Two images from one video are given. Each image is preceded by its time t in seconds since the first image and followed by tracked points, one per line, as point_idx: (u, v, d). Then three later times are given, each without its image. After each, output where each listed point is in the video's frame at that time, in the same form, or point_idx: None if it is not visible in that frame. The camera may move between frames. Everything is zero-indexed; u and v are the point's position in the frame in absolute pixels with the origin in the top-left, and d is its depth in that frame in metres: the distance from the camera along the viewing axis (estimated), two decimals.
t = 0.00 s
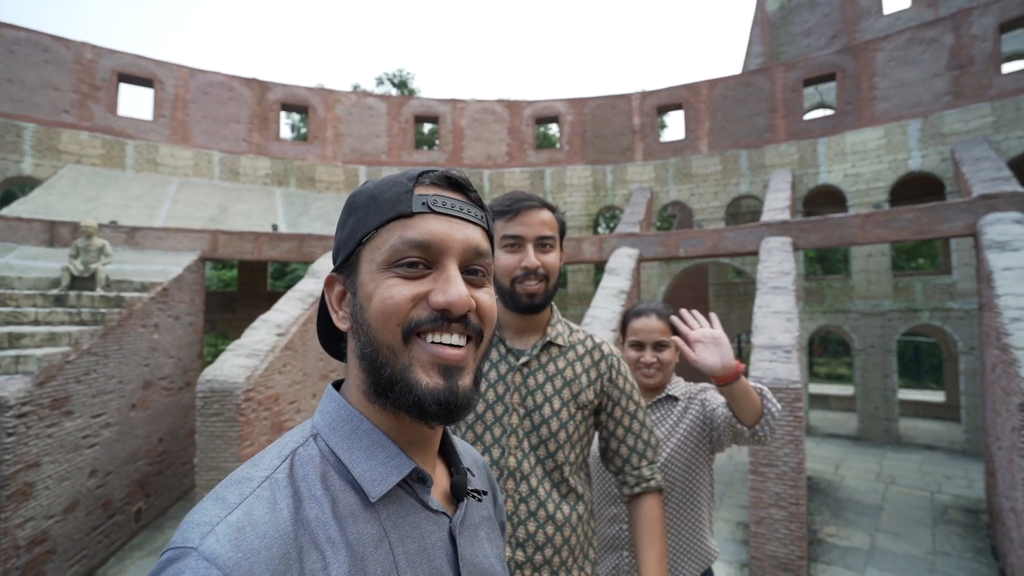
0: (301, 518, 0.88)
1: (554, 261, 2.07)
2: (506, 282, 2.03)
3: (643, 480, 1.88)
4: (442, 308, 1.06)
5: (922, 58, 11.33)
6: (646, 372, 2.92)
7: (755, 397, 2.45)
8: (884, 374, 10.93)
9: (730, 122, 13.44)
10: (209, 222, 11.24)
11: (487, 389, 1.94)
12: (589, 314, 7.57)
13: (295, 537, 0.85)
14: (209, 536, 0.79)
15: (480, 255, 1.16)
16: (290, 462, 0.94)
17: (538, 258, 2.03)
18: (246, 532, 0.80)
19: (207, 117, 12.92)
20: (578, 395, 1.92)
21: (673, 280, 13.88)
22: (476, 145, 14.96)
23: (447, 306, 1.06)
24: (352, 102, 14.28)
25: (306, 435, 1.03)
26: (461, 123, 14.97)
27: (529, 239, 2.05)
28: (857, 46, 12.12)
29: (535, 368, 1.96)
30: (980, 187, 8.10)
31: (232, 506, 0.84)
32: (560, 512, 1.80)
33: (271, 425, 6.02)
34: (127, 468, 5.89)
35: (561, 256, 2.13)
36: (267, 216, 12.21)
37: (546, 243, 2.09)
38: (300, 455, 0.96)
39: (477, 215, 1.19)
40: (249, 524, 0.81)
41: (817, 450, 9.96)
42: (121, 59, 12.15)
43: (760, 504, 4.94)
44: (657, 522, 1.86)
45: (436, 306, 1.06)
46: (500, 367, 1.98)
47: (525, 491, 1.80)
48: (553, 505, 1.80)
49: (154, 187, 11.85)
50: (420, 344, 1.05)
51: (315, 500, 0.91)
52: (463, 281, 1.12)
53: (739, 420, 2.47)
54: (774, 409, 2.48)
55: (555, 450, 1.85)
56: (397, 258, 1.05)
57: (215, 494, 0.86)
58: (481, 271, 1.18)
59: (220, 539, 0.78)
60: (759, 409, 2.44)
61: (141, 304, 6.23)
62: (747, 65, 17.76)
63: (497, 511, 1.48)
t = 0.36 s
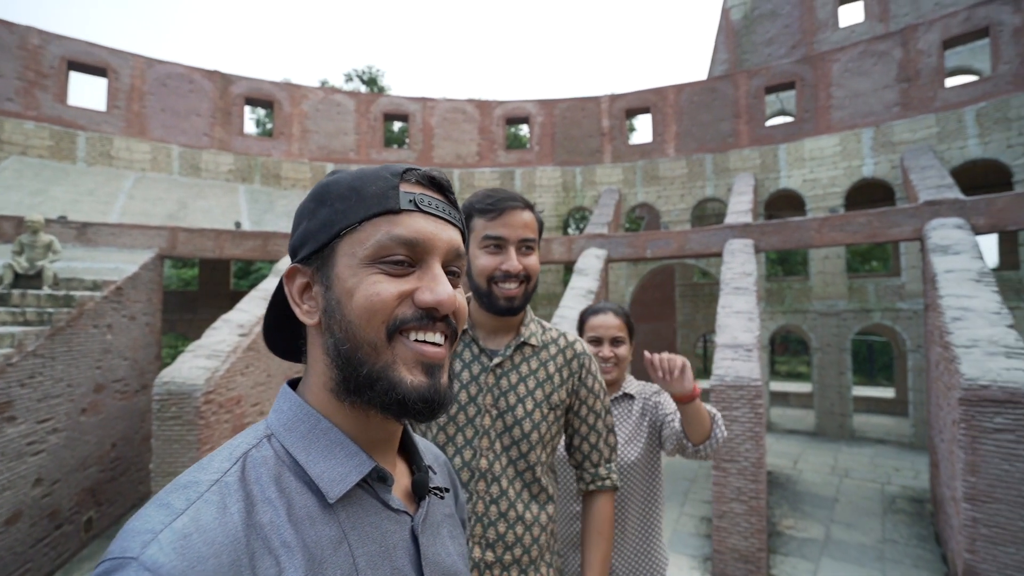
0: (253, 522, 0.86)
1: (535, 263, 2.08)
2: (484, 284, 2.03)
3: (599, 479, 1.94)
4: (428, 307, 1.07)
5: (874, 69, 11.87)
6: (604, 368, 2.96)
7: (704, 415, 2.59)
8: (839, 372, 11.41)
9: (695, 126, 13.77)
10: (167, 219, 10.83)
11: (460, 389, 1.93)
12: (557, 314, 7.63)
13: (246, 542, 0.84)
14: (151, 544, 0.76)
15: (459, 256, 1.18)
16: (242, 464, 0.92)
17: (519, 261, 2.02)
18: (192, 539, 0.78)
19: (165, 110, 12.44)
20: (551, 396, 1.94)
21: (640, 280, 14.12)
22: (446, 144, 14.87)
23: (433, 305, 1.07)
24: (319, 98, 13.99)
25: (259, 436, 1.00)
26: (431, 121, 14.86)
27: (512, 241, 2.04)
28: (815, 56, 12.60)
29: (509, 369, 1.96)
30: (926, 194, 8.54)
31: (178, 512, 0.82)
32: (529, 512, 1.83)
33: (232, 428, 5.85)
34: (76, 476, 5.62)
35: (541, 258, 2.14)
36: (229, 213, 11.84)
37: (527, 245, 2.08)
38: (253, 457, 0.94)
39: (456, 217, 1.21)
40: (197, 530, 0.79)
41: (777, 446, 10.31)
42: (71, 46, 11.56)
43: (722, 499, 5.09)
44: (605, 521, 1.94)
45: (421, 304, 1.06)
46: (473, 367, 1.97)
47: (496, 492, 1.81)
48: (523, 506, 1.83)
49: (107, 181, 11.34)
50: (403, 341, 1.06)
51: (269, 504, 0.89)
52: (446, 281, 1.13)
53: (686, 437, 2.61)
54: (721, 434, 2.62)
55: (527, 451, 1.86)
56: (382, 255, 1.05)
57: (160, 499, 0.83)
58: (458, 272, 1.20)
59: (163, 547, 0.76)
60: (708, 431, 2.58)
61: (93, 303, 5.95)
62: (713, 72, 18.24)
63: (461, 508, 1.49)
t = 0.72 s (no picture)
0: (213, 533, 0.82)
1: (513, 260, 2.10)
2: (463, 281, 2.03)
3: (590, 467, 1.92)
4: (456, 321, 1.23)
5: (841, 77, 12.26)
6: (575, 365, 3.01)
7: None
8: (808, 371, 11.77)
9: (670, 130, 14.00)
10: (134, 216, 10.51)
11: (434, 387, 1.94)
12: (534, 314, 7.68)
13: (208, 555, 0.80)
14: (100, 566, 0.71)
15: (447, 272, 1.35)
16: (199, 474, 0.87)
17: (499, 259, 2.04)
18: (148, 556, 0.74)
19: (133, 104, 12.07)
20: (526, 394, 1.96)
21: (616, 281, 14.29)
22: (424, 143, 14.79)
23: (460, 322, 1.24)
24: (295, 94, 13.77)
25: (217, 442, 0.95)
26: (409, 120, 14.76)
27: (492, 239, 2.04)
28: (785, 63, 12.93)
29: (483, 368, 1.97)
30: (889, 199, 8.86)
31: (130, 529, 0.77)
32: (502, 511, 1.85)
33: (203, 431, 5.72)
34: (37, 482, 5.41)
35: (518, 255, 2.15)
36: (201, 210, 11.56)
37: (506, 243, 2.09)
38: (211, 465, 0.89)
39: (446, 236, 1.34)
40: (153, 546, 0.75)
41: (749, 443, 10.56)
42: (32, 35, 11.11)
43: (695, 495, 5.19)
44: (591, 510, 1.90)
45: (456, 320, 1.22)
46: (447, 365, 1.98)
47: (471, 490, 1.83)
48: (496, 505, 1.85)
49: (71, 176, 10.94)
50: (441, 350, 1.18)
51: (231, 513, 0.85)
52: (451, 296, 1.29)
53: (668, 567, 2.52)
54: None
55: (503, 450, 1.89)
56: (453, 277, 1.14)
57: (109, 515, 0.78)
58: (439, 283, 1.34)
59: (113, 567, 0.71)
60: None
61: (55, 303, 5.75)
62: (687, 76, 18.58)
63: (428, 504, 1.50)
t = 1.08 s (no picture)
0: (183, 537, 0.83)
1: (507, 261, 2.11)
2: (456, 278, 2.05)
3: (547, 473, 1.97)
4: (437, 324, 1.10)
5: (828, 80, 12.42)
6: (570, 364, 3.02)
7: None
8: (796, 370, 11.91)
9: (660, 131, 14.09)
10: (121, 215, 10.38)
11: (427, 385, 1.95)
12: (525, 314, 7.70)
13: (177, 559, 0.81)
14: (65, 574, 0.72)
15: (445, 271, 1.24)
16: (171, 478, 0.88)
17: (493, 258, 2.06)
18: (113, 563, 0.75)
19: (119, 101, 11.92)
20: (515, 391, 1.97)
21: (607, 281, 14.36)
22: (414, 143, 14.75)
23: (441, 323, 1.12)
24: (284, 93, 13.68)
25: (192, 445, 0.97)
26: (399, 120, 14.72)
27: (487, 238, 2.06)
28: (773, 66, 13.08)
29: (475, 365, 1.99)
30: (875, 200, 8.99)
31: (96, 536, 0.78)
32: (490, 508, 1.87)
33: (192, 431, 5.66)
34: (21, 484, 5.34)
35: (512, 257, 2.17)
36: (188, 209, 11.45)
37: (501, 243, 2.11)
38: (184, 468, 0.91)
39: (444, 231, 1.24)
40: (117, 554, 0.76)
41: (738, 442, 10.66)
42: (15, 31, 10.92)
43: (685, 494, 5.24)
44: (539, 514, 1.93)
45: (433, 321, 1.09)
46: (440, 362, 2.00)
47: (460, 487, 1.84)
48: (484, 501, 1.86)
49: (55, 175, 10.78)
50: (412, 354, 1.06)
51: (202, 518, 0.86)
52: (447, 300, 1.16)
53: None
54: None
55: (492, 446, 1.90)
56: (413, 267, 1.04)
57: (76, 521, 0.79)
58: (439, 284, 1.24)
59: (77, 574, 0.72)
60: None
61: (40, 302, 5.67)
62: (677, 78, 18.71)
63: (415, 502, 1.51)
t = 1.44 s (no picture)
0: (133, 530, 0.83)
1: (485, 255, 2.11)
2: (435, 271, 2.02)
3: (532, 467, 1.94)
4: (319, 302, 1.04)
5: (816, 82, 12.54)
6: (560, 362, 3.02)
7: None
8: (785, 369, 12.01)
9: (651, 131, 14.15)
10: (106, 213, 10.24)
11: (408, 380, 1.94)
12: (515, 313, 7.70)
13: (123, 552, 0.80)
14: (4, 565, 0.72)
15: (374, 248, 1.16)
16: (125, 468, 0.88)
17: (471, 251, 2.05)
18: (54, 554, 0.74)
19: (105, 98, 11.75)
20: (497, 383, 1.96)
21: (598, 281, 14.39)
22: (405, 142, 14.69)
23: (324, 301, 1.04)
24: (274, 91, 13.58)
25: (151, 436, 0.97)
26: (390, 119, 14.65)
27: (466, 231, 2.07)
28: (763, 67, 13.18)
29: (456, 359, 1.98)
30: (862, 201, 9.08)
31: (40, 526, 0.78)
32: (477, 502, 1.86)
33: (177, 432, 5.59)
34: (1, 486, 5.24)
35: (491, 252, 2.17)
36: (176, 208, 11.32)
37: (479, 238, 2.12)
38: (140, 458, 0.90)
39: (376, 204, 1.19)
40: (60, 544, 0.75)
41: (727, 441, 10.72)
42: None
43: (674, 492, 5.26)
44: (530, 512, 1.89)
45: (312, 299, 1.04)
46: (420, 359, 1.98)
47: (444, 481, 1.84)
48: (471, 495, 1.85)
49: (39, 172, 10.61)
50: (290, 338, 1.03)
51: (155, 510, 0.86)
52: (348, 276, 1.10)
53: None
54: None
55: (478, 440, 1.89)
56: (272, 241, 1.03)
57: (23, 510, 0.79)
58: (372, 265, 1.18)
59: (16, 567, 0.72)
60: None
61: (21, 301, 5.58)
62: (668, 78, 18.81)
63: (392, 500, 1.49)
